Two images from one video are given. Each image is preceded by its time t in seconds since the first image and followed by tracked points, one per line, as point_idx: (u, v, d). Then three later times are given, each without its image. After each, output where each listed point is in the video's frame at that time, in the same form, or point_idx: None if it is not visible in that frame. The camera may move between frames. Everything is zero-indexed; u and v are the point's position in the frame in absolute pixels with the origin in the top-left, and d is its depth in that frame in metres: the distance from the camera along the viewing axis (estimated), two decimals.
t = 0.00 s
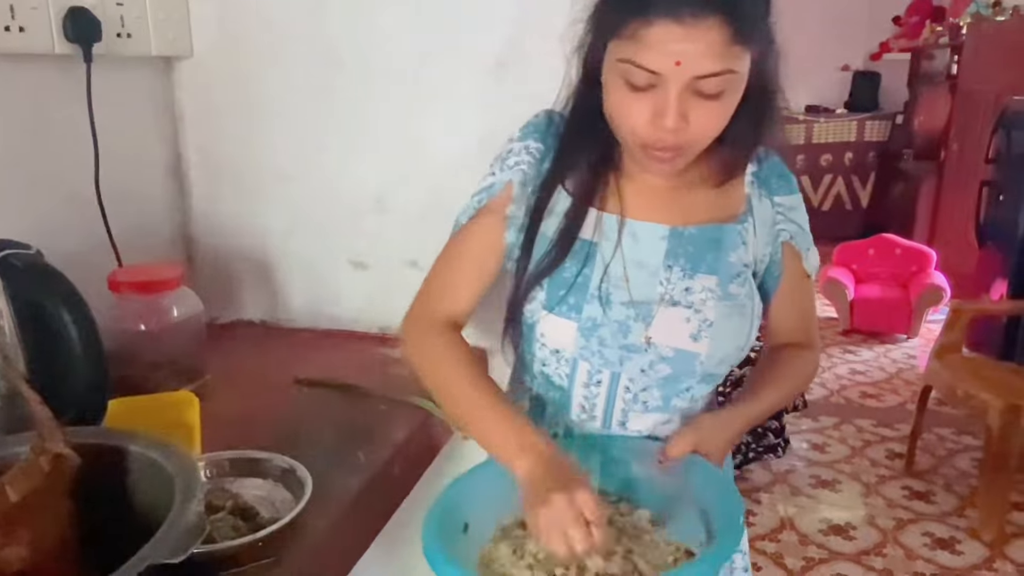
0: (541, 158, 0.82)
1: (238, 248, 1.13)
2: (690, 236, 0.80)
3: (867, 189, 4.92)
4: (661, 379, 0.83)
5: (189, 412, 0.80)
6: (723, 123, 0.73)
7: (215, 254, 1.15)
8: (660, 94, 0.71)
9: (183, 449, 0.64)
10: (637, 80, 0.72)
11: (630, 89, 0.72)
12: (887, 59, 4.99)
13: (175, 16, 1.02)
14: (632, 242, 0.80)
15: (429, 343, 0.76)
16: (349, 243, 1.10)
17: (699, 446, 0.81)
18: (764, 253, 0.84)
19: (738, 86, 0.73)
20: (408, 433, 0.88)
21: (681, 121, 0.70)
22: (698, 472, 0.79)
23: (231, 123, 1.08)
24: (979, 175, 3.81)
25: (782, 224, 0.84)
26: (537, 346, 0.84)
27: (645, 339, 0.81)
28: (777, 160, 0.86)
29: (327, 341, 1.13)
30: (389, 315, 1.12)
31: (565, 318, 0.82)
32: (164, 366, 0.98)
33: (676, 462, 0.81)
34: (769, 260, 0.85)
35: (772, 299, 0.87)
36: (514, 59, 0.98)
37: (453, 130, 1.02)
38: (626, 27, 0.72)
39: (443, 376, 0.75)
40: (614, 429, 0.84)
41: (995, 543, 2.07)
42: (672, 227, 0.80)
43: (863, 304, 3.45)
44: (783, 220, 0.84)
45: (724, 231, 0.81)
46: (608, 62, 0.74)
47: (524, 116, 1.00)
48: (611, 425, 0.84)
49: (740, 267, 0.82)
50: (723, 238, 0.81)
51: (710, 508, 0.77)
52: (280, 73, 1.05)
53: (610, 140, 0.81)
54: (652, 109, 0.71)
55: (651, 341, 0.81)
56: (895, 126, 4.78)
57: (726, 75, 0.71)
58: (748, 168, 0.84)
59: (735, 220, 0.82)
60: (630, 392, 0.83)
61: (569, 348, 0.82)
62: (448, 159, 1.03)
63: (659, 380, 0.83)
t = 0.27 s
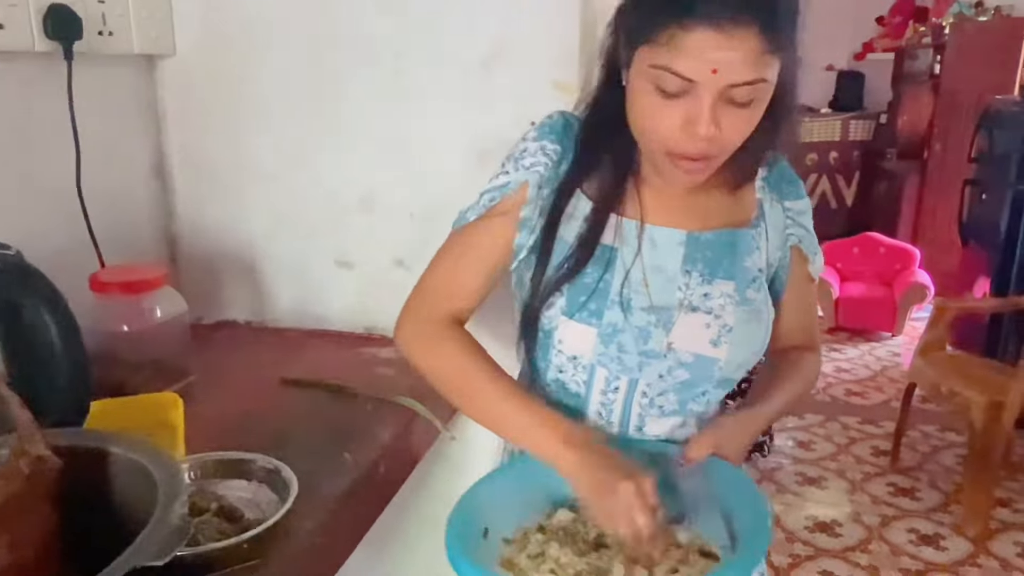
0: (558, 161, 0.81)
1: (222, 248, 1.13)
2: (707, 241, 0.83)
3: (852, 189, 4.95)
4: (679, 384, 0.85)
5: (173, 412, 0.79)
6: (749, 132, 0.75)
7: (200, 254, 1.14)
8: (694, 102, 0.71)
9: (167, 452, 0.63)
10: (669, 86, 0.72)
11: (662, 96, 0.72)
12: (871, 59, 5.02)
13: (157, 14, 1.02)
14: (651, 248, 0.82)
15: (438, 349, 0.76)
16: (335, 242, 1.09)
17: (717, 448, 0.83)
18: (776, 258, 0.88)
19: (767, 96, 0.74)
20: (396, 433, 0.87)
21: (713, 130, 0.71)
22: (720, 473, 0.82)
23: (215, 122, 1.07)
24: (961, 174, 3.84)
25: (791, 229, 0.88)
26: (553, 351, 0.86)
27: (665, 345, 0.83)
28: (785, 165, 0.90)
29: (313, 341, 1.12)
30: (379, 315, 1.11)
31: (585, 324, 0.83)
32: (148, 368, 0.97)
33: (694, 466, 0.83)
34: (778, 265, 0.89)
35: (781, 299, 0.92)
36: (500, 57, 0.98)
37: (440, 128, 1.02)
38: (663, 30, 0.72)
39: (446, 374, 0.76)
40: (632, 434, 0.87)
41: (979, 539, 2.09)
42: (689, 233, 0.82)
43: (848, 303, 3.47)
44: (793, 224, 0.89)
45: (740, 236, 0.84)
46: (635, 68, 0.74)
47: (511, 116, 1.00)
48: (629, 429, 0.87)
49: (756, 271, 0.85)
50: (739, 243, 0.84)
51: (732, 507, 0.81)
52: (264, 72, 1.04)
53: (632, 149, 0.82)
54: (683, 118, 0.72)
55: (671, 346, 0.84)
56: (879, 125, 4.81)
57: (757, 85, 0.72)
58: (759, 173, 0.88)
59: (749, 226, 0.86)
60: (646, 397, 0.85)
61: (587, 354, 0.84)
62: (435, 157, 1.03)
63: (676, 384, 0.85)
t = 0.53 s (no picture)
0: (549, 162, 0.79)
1: (199, 248, 1.11)
2: (702, 235, 0.84)
3: (829, 188, 4.99)
4: (680, 381, 0.86)
5: (148, 414, 0.77)
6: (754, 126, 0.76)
7: (177, 254, 1.12)
8: (713, 97, 0.71)
9: (141, 455, 0.62)
10: (687, 79, 0.71)
11: (678, 88, 0.71)
12: (848, 59, 5.06)
13: (131, 11, 1.00)
14: (651, 247, 0.83)
15: (427, 363, 0.71)
16: (313, 242, 1.08)
17: (736, 449, 0.89)
18: (758, 247, 0.91)
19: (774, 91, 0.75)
20: (377, 434, 0.87)
21: (728, 126, 0.71)
22: (737, 470, 0.88)
23: (191, 121, 1.06)
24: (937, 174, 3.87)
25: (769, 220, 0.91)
26: (558, 359, 0.84)
27: (670, 344, 0.84)
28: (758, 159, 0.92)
29: (292, 341, 1.11)
30: (358, 316, 1.10)
31: (593, 328, 0.83)
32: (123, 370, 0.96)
33: (712, 467, 0.88)
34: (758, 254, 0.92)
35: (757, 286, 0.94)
36: (480, 55, 0.97)
37: (420, 127, 1.01)
38: (685, 22, 0.70)
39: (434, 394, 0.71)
40: (643, 435, 0.88)
41: (956, 533, 2.12)
42: (684, 228, 0.83)
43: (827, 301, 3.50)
44: (770, 216, 0.91)
45: (730, 229, 0.86)
46: (648, 58, 0.73)
47: (491, 114, 0.99)
48: (639, 431, 0.88)
49: (748, 262, 0.87)
50: (730, 236, 0.86)
51: (753, 500, 0.86)
52: (241, 70, 1.03)
53: (627, 148, 0.81)
54: (699, 112, 0.71)
55: (676, 345, 0.85)
56: (856, 125, 4.86)
57: (771, 82, 0.73)
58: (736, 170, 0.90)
59: (735, 218, 0.87)
60: (651, 396, 0.86)
61: (595, 360, 0.83)
62: (415, 156, 1.02)
63: (677, 381, 0.86)
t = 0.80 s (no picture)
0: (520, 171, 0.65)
1: (165, 249, 1.10)
2: (663, 225, 0.78)
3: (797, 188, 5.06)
4: (659, 382, 0.79)
5: (112, 416, 0.75)
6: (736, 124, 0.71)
7: (141, 255, 1.11)
8: (722, 95, 0.64)
9: (104, 457, 0.61)
10: (699, 74, 0.63)
11: (689, 83, 0.64)
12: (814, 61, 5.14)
13: (94, 7, 0.99)
14: (627, 245, 0.76)
15: (408, 406, 0.57)
16: (282, 242, 1.07)
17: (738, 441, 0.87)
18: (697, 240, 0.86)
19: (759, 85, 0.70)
20: (347, 434, 0.86)
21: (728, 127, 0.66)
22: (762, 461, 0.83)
23: (156, 120, 1.04)
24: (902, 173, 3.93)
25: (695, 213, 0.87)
26: (562, 381, 0.75)
27: (660, 343, 0.76)
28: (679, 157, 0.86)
29: (261, 342, 1.10)
30: (328, 316, 1.09)
31: (599, 344, 0.73)
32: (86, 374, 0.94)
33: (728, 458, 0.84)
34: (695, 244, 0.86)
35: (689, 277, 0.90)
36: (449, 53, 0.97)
37: (389, 125, 1.01)
38: (707, 13, 0.62)
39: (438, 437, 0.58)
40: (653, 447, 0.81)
41: (923, 526, 2.15)
42: (647, 223, 0.77)
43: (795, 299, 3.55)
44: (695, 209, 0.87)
45: (679, 218, 0.80)
46: (655, 53, 0.63)
47: (461, 112, 0.99)
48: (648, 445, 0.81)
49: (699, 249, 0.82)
50: (680, 225, 0.80)
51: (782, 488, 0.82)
52: (207, 68, 1.02)
53: (600, 144, 0.70)
54: (708, 113, 0.65)
55: (664, 343, 0.77)
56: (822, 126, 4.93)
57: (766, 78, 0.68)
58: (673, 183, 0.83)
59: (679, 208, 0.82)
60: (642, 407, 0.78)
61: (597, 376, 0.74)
62: (385, 154, 1.02)
63: (657, 383, 0.79)
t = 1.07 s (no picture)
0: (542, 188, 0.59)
1: (124, 259, 1.08)
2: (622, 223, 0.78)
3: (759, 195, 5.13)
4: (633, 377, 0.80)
5: (65, 434, 0.74)
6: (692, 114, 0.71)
7: (100, 265, 1.09)
8: (720, 95, 0.64)
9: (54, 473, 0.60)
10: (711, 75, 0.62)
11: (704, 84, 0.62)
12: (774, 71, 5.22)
13: (48, 15, 0.97)
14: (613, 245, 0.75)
15: (521, 472, 0.54)
16: (244, 252, 1.06)
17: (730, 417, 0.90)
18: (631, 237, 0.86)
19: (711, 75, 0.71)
20: (310, 445, 0.85)
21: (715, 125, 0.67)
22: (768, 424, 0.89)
23: (114, 128, 1.03)
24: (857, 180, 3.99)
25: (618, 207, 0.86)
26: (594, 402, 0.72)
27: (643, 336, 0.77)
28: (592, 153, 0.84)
29: (223, 352, 1.08)
30: (291, 326, 1.08)
31: (616, 356, 0.72)
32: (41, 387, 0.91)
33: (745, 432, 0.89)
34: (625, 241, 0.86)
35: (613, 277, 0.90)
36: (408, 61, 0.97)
37: (351, 133, 1.00)
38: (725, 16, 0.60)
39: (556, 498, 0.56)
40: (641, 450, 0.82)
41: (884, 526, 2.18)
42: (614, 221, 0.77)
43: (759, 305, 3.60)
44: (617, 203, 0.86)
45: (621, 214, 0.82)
46: (678, 55, 0.60)
47: (422, 119, 0.99)
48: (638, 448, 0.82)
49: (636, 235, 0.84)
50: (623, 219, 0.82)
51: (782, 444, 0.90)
52: (165, 76, 1.01)
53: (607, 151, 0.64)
54: (711, 112, 0.64)
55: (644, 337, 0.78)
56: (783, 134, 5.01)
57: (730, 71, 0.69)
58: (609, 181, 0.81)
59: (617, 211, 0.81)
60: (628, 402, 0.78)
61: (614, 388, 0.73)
62: (347, 162, 1.01)
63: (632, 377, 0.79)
